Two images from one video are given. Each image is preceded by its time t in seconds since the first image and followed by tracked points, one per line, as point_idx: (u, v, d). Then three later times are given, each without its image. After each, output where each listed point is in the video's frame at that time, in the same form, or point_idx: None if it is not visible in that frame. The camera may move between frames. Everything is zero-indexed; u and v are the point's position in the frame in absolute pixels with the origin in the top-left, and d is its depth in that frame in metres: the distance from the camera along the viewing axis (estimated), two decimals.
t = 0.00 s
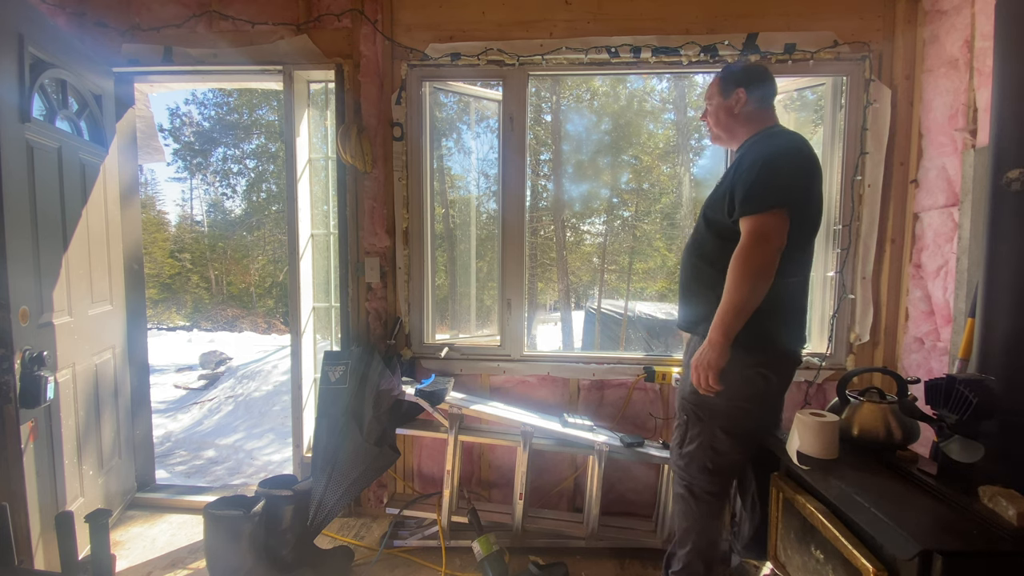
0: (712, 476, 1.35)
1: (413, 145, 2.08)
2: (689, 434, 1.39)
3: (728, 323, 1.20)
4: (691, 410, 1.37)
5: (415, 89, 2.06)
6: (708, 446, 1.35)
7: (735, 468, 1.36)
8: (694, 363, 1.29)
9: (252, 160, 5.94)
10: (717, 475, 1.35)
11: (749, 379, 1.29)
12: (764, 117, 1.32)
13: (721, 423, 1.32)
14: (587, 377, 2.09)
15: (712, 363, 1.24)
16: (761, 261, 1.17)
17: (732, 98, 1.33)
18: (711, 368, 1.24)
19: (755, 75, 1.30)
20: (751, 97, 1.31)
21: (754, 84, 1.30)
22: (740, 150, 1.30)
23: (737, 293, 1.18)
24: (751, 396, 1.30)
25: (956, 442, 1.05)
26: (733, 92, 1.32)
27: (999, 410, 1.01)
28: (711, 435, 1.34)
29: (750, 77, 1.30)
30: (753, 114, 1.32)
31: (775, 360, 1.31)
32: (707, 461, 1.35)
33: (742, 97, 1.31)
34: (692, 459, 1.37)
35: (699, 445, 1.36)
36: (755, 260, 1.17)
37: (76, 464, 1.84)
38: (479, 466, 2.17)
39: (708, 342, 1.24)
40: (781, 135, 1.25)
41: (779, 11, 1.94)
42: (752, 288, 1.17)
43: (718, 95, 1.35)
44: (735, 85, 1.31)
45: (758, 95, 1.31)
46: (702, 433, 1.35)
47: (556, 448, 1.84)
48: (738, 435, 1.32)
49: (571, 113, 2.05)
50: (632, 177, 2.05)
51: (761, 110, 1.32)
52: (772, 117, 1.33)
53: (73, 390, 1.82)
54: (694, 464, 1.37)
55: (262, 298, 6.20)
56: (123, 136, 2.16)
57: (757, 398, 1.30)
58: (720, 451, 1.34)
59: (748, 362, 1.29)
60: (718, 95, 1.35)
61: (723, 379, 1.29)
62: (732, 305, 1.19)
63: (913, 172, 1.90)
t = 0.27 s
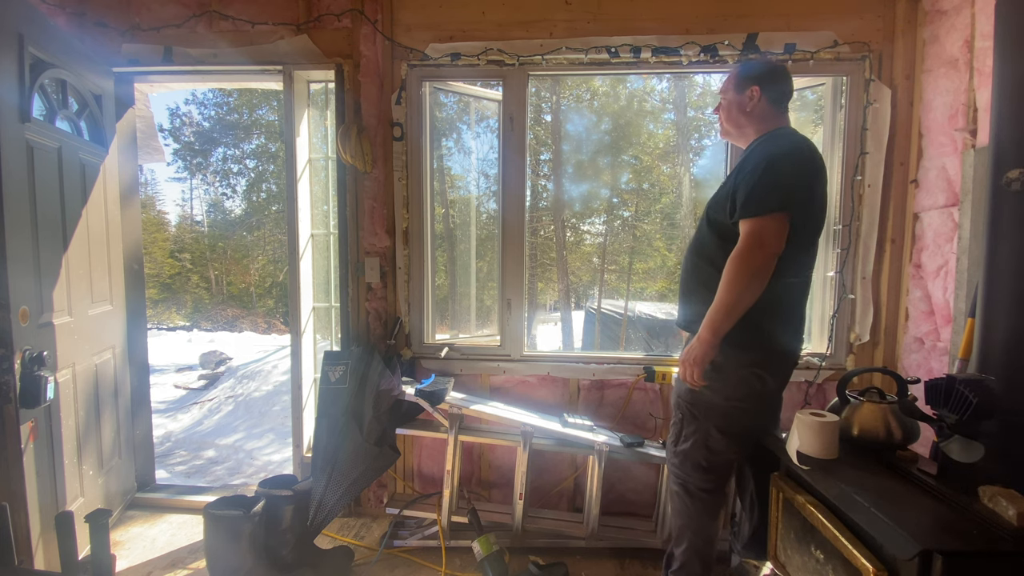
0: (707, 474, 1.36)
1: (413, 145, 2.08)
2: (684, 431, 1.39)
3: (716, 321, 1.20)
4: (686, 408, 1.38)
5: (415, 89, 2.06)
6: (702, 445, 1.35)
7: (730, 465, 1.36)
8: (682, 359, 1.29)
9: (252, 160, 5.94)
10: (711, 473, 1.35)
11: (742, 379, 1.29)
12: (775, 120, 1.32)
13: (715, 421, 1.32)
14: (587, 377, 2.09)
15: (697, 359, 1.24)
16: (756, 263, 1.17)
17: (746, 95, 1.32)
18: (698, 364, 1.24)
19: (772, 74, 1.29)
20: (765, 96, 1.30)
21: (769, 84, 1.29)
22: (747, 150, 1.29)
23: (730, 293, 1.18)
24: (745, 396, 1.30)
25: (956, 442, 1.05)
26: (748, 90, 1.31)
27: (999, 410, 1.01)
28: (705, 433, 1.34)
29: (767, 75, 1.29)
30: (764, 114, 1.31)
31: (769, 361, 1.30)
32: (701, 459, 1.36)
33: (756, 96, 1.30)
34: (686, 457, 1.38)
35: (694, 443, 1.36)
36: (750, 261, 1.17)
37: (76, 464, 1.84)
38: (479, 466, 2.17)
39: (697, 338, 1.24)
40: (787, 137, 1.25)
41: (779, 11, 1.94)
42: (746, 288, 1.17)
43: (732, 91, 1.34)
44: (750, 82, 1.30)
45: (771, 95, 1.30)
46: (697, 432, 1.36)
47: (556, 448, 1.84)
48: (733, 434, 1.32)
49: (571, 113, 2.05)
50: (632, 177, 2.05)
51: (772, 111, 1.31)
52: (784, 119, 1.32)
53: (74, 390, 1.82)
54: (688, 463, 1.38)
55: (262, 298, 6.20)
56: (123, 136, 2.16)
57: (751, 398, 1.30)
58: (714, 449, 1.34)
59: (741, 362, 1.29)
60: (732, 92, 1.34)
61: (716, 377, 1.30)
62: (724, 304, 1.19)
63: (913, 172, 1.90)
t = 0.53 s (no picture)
0: (705, 473, 1.36)
1: (413, 145, 2.08)
2: (683, 430, 1.39)
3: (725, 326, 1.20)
4: (685, 407, 1.38)
5: (415, 89, 2.06)
6: (701, 444, 1.35)
7: (728, 464, 1.36)
8: (693, 364, 1.28)
9: (252, 160, 5.94)
10: (709, 472, 1.35)
11: (744, 379, 1.29)
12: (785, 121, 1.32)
13: (714, 420, 1.32)
14: (587, 377, 2.09)
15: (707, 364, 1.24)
16: (762, 266, 1.17)
17: (756, 94, 1.32)
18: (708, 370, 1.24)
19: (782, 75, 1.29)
20: (775, 96, 1.30)
21: (779, 83, 1.29)
22: (754, 152, 1.29)
23: (738, 297, 1.18)
24: (745, 396, 1.30)
25: (956, 442, 1.05)
26: (757, 90, 1.31)
27: (999, 410, 1.01)
28: (704, 432, 1.35)
29: (777, 75, 1.29)
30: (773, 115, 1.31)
31: (770, 361, 1.30)
32: (699, 457, 1.36)
33: (766, 96, 1.30)
34: (684, 456, 1.38)
35: (692, 442, 1.36)
36: (756, 265, 1.17)
37: (76, 464, 1.84)
38: (479, 466, 2.17)
39: (707, 344, 1.24)
40: (793, 139, 1.24)
41: (779, 11, 1.94)
42: (752, 292, 1.17)
43: (742, 91, 1.34)
44: (761, 82, 1.30)
45: (781, 95, 1.29)
46: (696, 430, 1.36)
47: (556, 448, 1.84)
48: (731, 433, 1.32)
49: (571, 113, 2.05)
50: (632, 177, 2.05)
51: (783, 112, 1.31)
52: (793, 121, 1.33)
53: (74, 389, 1.82)
54: (686, 461, 1.38)
55: (262, 298, 6.20)
56: (123, 136, 2.16)
57: (750, 398, 1.30)
58: (712, 448, 1.34)
59: (744, 363, 1.29)
60: (742, 92, 1.34)
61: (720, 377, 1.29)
62: (731, 308, 1.19)
63: (913, 172, 1.90)
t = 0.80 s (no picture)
0: (705, 472, 1.36)
1: (413, 145, 2.08)
2: (683, 430, 1.39)
3: (739, 330, 1.19)
4: (687, 407, 1.38)
5: (415, 89, 2.06)
6: (701, 443, 1.35)
7: (728, 463, 1.37)
8: (708, 370, 1.27)
9: (252, 160, 5.94)
10: (709, 471, 1.35)
11: (749, 380, 1.29)
12: (789, 120, 1.31)
13: (715, 420, 1.32)
14: (587, 377, 2.09)
15: (723, 369, 1.23)
16: (772, 267, 1.17)
17: (758, 96, 1.32)
18: (722, 375, 1.23)
19: (783, 75, 1.28)
20: (777, 96, 1.29)
21: (782, 83, 1.29)
22: (760, 153, 1.29)
23: (750, 300, 1.18)
24: (747, 396, 1.30)
25: (956, 442, 1.05)
26: (759, 92, 1.31)
27: (999, 410, 1.01)
28: (705, 431, 1.35)
29: (779, 76, 1.28)
30: (777, 116, 1.31)
31: (773, 362, 1.30)
32: (699, 457, 1.36)
33: (768, 97, 1.30)
34: (684, 455, 1.38)
35: (693, 442, 1.36)
36: (767, 267, 1.17)
37: (76, 464, 1.84)
38: (479, 466, 2.17)
39: (721, 349, 1.23)
40: (799, 139, 1.24)
41: (779, 11, 1.94)
42: (764, 294, 1.17)
43: (744, 93, 1.35)
44: (762, 84, 1.30)
45: (784, 96, 1.29)
46: (696, 430, 1.36)
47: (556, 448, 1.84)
48: (732, 432, 1.32)
49: (571, 113, 2.05)
50: (632, 177, 2.05)
51: (787, 112, 1.30)
52: (798, 122, 1.32)
53: (74, 389, 1.82)
54: (686, 460, 1.38)
55: (262, 298, 6.20)
56: (123, 136, 2.16)
57: (752, 398, 1.30)
58: (712, 447, 1.34)
59: (749, 364, 1.28)
60: (745, 94, 1.35)
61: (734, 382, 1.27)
62: (745, 313, 1.19)
63: (913, 172, 1.90)
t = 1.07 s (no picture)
0: (707, 472, 1.36)
1: (413, 145, 2.08)
2: (685, 429, 1.39)
3: (739, 330, 1.19)
4: (688, 406, 1.38)
5: (415, 89, 2.06)
6: (702, 443, 1.35)
7: (729, 463, 1.37)
8: (708, 368, 1.27)
9: (252, 160, 5.94)
10: (710, 471, 1.35)
11: (750, 380, 1.29)
12: (791, 119, 1.30)
13: (716, 419, 1.32)
14: (588, 377, 2.09)
15: (722, 368, 1.23)
16: (774, 267, 1.17)
17: (757, 97, 1.32)
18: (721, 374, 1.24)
19: (782, 74, 1.28)
20: (777, 96, 1.29)
21: (781, 83, 1.28)
22: (764, 152, 1.28)
23: (751, 300, 1.18)
24: (748, 395, 1.30)
25: (955, 441, 1.05)
26: (758, 93, 1.32)
27: (998, 410, 1.01)
28: (706, 431, 1.35)
29: (778, 76, 1.28)
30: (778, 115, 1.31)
31: (774, 361, 1.30)
32: (701, 456, 1.36)
33: (768, 97, 1.30)
34: (686, 455, 1.38)
35: (694, 441, 1.36)
36: (768, 267, 1.17)
37: (76, 464, 1.84)
38: (479, 466, 2.17)
39: (721, 347, 1.23)
40: (802, 139, 1.24)
41: (779, 11, 1.94)
42: (764, 294, 1.17)
43: (744, 95, 1.36)
44: (761, 85, 1.31)
45: (784, 95, 1.29)
46: (698, 429, 1.36)
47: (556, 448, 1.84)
48: (733, 432, 1.32)
49: (571, 113, 2.05)
50: (632, 177, 2.05)
51: (788, 111, 1.30)
52: (800, 120, 1.31)
53: (73, 389, 1.82)
54: (688, 460, 1.38)
55: (262, 298, 6.20)
56: (123, 136, 2.16)
57: (754, 397, 1.30)
58: (714, 446, 1.34)
59: (750, 364, 1.28)
60: (745, 96, 1.35)
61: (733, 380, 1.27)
62: (745, 312, 1.19)
63: (913, 172, 1.90)
